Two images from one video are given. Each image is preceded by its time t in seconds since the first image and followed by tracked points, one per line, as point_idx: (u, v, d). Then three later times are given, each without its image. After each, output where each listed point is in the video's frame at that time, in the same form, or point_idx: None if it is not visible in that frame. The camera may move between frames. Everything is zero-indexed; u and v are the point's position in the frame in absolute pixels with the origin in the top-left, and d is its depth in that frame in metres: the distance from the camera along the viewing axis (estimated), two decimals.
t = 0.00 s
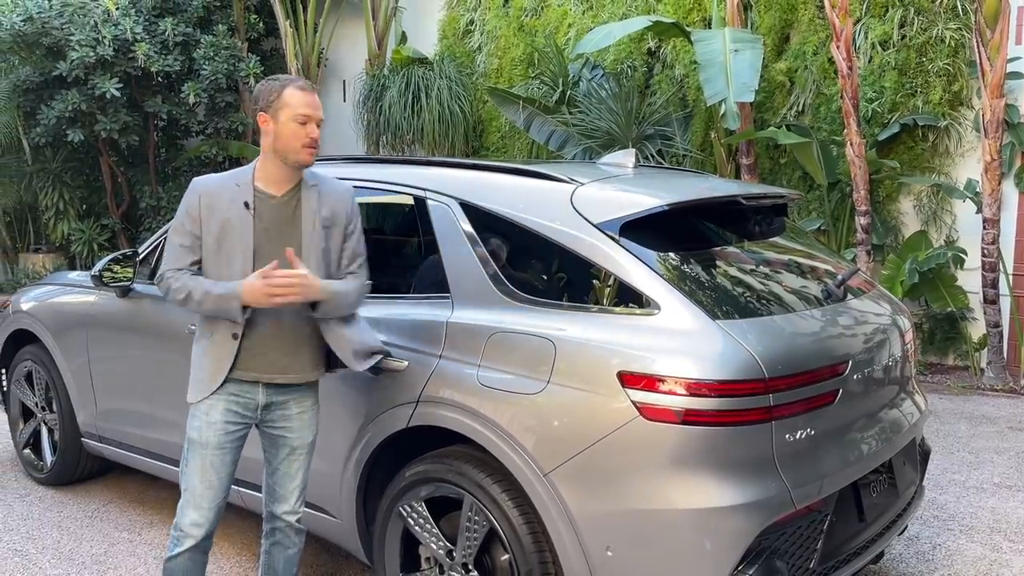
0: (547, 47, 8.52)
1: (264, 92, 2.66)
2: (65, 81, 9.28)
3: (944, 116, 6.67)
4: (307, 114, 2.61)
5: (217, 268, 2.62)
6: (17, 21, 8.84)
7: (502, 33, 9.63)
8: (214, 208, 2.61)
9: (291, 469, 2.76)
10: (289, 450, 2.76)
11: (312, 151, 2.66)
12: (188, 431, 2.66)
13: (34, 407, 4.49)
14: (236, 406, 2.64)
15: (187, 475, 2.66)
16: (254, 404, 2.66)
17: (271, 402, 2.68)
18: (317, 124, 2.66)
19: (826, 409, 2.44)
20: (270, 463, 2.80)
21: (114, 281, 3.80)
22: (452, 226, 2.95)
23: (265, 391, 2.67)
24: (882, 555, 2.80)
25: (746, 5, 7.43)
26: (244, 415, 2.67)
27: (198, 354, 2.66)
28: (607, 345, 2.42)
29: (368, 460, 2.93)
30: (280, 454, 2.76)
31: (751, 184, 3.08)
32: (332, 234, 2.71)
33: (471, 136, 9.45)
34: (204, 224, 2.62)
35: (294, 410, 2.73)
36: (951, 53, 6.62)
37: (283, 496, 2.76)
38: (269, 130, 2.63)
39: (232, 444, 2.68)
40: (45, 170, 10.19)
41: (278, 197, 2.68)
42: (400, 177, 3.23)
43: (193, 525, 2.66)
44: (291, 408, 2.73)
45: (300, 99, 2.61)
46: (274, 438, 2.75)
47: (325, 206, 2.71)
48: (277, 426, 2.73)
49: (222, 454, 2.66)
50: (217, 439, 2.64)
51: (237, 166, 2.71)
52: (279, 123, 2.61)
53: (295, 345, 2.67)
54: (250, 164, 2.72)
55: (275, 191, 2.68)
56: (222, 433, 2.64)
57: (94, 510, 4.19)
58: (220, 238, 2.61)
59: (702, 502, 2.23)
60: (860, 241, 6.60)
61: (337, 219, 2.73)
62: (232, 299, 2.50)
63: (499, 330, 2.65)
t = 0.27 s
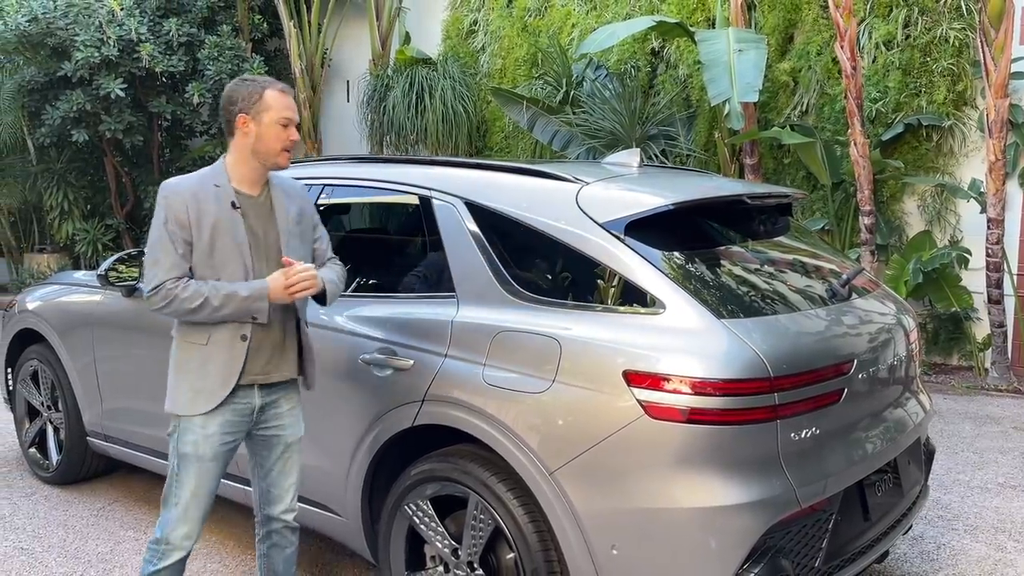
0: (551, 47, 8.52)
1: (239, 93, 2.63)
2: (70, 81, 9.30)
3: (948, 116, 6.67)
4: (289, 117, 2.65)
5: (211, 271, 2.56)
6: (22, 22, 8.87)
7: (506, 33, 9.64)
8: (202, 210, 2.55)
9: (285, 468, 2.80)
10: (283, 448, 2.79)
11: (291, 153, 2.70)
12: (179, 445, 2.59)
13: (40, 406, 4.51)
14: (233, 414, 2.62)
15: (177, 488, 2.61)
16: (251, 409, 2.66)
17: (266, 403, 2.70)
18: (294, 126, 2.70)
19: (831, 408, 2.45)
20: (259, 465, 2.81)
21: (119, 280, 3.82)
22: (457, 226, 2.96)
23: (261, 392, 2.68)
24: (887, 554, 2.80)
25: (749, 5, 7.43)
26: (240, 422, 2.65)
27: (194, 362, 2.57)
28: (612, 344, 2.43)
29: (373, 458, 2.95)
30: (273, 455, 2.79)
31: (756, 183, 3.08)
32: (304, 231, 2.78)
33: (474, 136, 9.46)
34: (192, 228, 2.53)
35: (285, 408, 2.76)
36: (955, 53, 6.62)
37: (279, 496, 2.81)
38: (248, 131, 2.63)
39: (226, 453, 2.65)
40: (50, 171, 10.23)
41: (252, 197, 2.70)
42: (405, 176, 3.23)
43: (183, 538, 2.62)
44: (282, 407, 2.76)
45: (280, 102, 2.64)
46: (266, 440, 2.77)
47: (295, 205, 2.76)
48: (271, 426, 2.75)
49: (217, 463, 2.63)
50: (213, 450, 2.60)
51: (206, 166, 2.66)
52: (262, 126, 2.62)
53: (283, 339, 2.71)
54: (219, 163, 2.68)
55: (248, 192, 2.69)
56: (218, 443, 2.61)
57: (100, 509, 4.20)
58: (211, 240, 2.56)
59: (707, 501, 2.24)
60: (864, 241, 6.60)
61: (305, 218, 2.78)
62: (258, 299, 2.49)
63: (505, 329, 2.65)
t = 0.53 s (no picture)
0: (554, 47, 8.52)
1: (184, 98, 2.60)
2: (74, 81, 9.33)
3: (952, 115, 6.65)
4: (224, 115, 2.57)
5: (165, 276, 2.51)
6: (26, 22, 8.89)
7: (509, 33, 9.64)
8: (162, 214, 2.49)
9: (255, 473, 2.81)
10: (252, 452, 2.80)
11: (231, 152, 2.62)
12: (144, 457, 2.56)
13: (44, 405, 4.52)
14: (200, 421, 2.62)
15: (146, 499, 2.58)
16: (217, 415, 2.67)
17: (231, 409, 2.71)
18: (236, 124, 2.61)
19: (834, 408, 2.44)
20: (230, 473, 2.81)
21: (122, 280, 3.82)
22: (459, 225, 2.96)
23: (226, 400, 2.70)
24: (890, 554, 2.79)
25: (752, 5, 7.43)
26: (207, 428, 2.65)
27: (150, 371, 2.52)
28: (615, 343, 2.43)
29: (376, 457, 2.95)
30: (243, 461, 2.79)
31: (759, 182, 3.08)
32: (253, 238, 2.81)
33: (478, 136, 9.46)
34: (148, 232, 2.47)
35: (249, 411, 2.79)
36: (959, 52, 6.60)
37: (258, 501, 2.81)
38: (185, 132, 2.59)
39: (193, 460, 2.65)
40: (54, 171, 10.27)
41: (206, 201, 2.66)
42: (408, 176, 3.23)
43: (159, 542, 2.59)
44: (246, 410, 2.78)
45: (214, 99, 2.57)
46: (233, 445, 2.77)
47: (246, 213, 2.78)
48: (238, 431, 2.76)
49: (185, 473, 2.63)
50: (182, 458, 2.60)
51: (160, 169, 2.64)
52: (194, 125, 2.56)
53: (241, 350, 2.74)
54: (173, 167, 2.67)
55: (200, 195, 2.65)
56: (186, 451, 2.61)
57: (104, 508, 4.21)
58: (171, 245, 2.51)
59: (710, 501, 2.23)
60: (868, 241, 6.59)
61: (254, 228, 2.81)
62: (212, 305, 2.41)
63: (508, 328, 2.65)
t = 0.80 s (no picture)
0: (556, 47, 8.52)
1: (156, 95, 2.59)
2: (77, 81, 9.35)
3: (955, 115, 6.64)
4: (195, 120, 2.55)
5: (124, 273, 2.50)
6: (30, 22, 8.91)
7: (512, 33, 9.64)
8: (123, 214, 2.51)
9: (242, 469, 2.81)
10: (238, 449, 2.81)
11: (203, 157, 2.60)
12: (132, 457, 2.57)
13: (47, 404, 4.53)
14: (184, 418, 2.64)
15: (135, 498, 2.58)
16: (202, 411, 2.68)
17: (216, 405, 2.73)
18: (208, 129, 2.59)
19: (837, 408, 2.44)
20: (217, 471, 2.81)
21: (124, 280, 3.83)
22: (462, 225, 2.96)
23: (210, 396, 2.71)
24: (893, 554, 2.79)
25: (755, 5, 7.42)
26: (191, 425, 2.67)
27: (116, 371, 2.54)
28: (617, 343, 2.42)
29: (378, 457, 2.95)
30: (230, 457, 2.80)
31: (762, 182, 3.07)
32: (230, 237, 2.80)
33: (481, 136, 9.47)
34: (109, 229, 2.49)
35: (233, 408, 2.80)
36: (963, 52, 6.59)
37: (245, 498, 2.80)
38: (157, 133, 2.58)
39: (180, 457, 2.66)
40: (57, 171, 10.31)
41: (178, 200, 2.67)
42: (411, 176, 3.23)
43: (153, 541, 2.58)
44: (231, 407, 2.80)
45: (187, 103, 2.55)
46: (218, 442, 2.78)
47: (221, 211, 2.78)
48: (223, 428, 2.77)
49: (173, 470, 2.63)
50: (169, 455, 2.61)
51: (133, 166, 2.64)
52: (166, 128, 2.55)
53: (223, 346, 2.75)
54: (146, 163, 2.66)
55: (171, 194, 2.65)
56: (172, 448, 2.62)
57: (107, 507, 4.22)
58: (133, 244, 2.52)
59: (713, 500, 2.23)
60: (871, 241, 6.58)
61: (231, 224, 2.82)
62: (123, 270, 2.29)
63: (511, 328, 2.65)
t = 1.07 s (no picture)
0: (559, 46, 8.51)
1: (148, 94, 2.59)
2: (80, 81, 9.36)
3: (959, 115, 6.63)
4: (188, 117, 2.55)
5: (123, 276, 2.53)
6: (33, 22, 8.92)
7: (514, 32, 9.63)
8: (119, 217, 2.52)
9: (233, 471, 2.82)
10: (234, 450, 2.82)
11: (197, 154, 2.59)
12: (137, 454, 2.58)
13: (50, 404, 4.53)
14: (188, 416, 2.64)
15: (140, 495, 2.59)
16: (205, 410, 2.69)
17: (219, 405, 2.73)
18: (201, 126, 2.59)
19: (840, 408, 2.43)
20: (208, 469, 2.82)
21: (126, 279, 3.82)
22: (465, 224, 2.95)
23: (214, 395, 2.71)
24: (897, 554, 2.78)
25: (759, 4, 7.41)
26: (194, 423, 2.67)
27: (124, 371, 2.55)
28: (620, 343, 2.42)
29: (380, 457, 2.95)
30: (224, 457, 2.81)
31: (765, 181, 3.06)
32: (232, 229, 2.79)
33: (483, 136, 9.47)
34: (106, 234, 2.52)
35: (235, 407, 2.81)
36: (967, 51, 6.58)
37: (231, 497, 2.82)
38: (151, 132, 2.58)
39: (183, 455, 2.66)
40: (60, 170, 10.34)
41: (174, 199, 2.65)
42: (413, 176, 3.23)
43: (158, 538, 2.60)
44: (233, 407, 2.80)
45: (180, 101, 2.54)
46: (217, 441, 2.79)
47: (221, 206, 2.76)
48: (224, 427, 2.78)
49: (178, 467, 2.64)
50: (174, 453, 2.61)
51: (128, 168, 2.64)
52: (159, 126, 2.54)
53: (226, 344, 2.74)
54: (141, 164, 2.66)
55: (167, 193, 2.64)
56: (177, 445, 2.62)
57: (110, 507, 4.22)
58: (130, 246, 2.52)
59: (716, 501, 2.23)
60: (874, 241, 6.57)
61: (232, 217, 2.81)
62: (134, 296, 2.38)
63: (513, 328, 2.65)
